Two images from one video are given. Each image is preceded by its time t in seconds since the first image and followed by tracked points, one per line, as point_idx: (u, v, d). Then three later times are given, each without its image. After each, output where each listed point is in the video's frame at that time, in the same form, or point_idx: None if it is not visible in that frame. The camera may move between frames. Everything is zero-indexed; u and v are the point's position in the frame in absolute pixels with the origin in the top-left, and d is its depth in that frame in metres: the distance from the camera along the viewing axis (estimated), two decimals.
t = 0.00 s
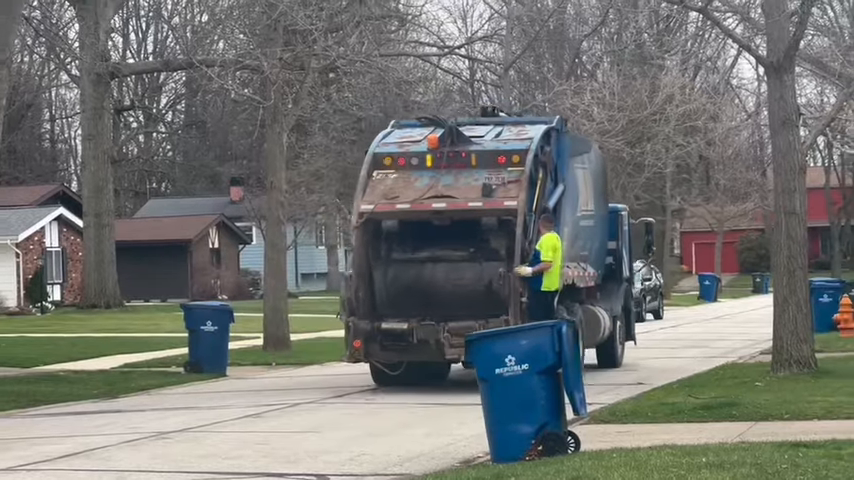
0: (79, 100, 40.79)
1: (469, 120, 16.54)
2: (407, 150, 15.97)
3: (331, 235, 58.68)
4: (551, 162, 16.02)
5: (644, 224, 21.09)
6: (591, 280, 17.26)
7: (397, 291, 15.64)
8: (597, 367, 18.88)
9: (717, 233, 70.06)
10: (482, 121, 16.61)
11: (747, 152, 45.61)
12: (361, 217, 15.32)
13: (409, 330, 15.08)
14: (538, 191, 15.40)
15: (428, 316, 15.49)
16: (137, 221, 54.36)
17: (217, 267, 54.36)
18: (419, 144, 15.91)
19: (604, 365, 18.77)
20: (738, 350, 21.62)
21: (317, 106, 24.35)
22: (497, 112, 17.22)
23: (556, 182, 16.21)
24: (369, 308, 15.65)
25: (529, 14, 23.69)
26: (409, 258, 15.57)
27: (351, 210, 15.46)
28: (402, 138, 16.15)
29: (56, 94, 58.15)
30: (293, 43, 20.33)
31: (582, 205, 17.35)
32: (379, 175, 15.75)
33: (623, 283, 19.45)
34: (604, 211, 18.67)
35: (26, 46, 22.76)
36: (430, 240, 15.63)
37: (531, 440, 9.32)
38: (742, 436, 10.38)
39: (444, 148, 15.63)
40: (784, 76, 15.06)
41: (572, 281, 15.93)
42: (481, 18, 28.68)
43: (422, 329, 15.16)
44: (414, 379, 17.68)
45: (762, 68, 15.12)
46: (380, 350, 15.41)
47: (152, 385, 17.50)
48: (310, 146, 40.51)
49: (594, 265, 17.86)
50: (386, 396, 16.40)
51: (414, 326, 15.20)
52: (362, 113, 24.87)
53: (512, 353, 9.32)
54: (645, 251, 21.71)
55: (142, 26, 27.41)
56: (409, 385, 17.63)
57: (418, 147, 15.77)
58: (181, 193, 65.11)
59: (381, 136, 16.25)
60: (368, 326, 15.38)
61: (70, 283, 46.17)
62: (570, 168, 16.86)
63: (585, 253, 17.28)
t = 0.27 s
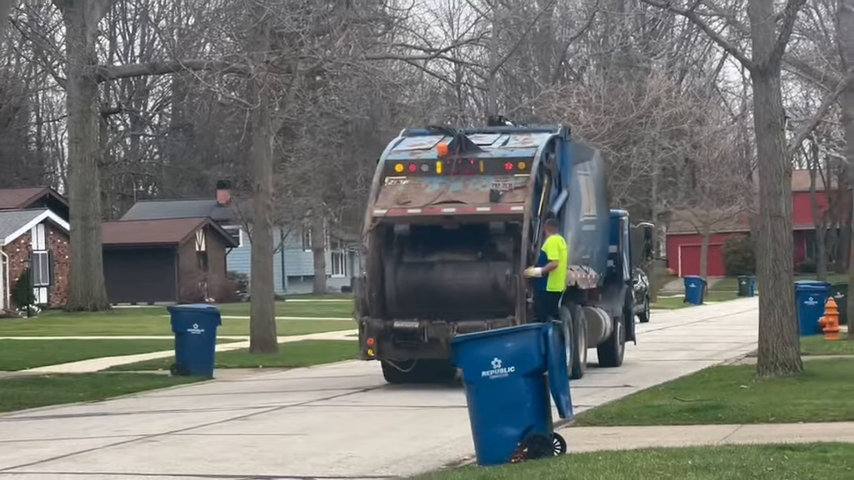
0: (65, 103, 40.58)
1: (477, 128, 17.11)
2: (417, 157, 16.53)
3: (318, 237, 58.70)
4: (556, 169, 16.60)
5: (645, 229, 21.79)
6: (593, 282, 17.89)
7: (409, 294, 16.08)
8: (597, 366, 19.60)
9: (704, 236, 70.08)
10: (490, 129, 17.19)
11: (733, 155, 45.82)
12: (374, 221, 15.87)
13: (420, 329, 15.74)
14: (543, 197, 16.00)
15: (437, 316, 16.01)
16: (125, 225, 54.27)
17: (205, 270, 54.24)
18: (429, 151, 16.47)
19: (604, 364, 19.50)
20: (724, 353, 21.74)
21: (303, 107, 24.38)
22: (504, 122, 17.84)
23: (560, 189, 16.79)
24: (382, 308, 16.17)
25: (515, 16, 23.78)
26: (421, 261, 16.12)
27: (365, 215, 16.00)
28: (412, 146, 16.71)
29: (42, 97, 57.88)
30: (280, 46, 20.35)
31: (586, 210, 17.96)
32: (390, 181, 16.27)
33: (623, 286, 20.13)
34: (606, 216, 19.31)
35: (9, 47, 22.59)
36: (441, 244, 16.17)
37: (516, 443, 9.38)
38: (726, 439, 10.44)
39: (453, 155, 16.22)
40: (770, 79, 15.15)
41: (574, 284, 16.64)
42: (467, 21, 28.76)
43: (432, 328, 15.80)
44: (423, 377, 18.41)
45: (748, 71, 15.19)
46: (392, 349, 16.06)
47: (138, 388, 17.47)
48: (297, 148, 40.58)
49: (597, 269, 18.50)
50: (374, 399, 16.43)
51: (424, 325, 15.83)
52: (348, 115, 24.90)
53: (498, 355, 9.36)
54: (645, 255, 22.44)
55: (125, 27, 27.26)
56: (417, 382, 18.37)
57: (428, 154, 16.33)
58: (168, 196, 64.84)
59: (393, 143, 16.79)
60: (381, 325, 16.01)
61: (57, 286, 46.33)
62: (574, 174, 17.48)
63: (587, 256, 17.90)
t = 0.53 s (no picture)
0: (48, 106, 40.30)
1: (482, 137, 17.77)
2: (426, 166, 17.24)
3: (304, 241, 58.63)
4: (558, 177, 17.28)
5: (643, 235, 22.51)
6: (593, 287, 18.60)
7: (417, 296, 16.81)
8: (597, 367, 20.40)
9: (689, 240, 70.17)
10: (496, 138, 17.87)
11: (719, 158, 45.93)
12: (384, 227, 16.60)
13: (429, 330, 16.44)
14: (547, 205, 16.73)
15: (445, 318, 16.75)
16: (110, 229, 54.10)
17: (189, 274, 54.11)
18: (437, 160, 17.16)
19: (604, 365, 20.31)
20: (710, 357, 21.87)
21: (287, 110, 24.34)
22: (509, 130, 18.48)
23: (562, 196, 17.47)
24: (392, 310, 16.94)
25: (499, 20, 23.76)
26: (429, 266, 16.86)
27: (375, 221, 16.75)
28: (421, 155, 17.39)
29: (26, 101, 57.59)
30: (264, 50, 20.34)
31: (586, 217, 18.66)
32: (400, 189, 16.99)
33: (621, 290, 20.86)
34: (606, 223, 20.00)
35: None
36: (448, 249, 16.91)
37: (502, 447, 9.55)
38: (711, 445, 10.50)
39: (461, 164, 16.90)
40: (755, 84, 15.16)
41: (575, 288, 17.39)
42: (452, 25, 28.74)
43: (440, 330, 16.49)
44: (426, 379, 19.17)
45: (733, 75, 15.21)
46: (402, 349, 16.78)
47: (123, 392, 17.42)
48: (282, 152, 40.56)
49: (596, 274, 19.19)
50: (361, 404, 16.47)
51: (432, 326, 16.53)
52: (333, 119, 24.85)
53: (482, 359, 9.57)
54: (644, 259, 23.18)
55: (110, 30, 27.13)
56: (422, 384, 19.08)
57: (436, 163, 17.03)
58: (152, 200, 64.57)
59: (402, 151, 17.48)
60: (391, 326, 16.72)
61: (40, 290, 46.07)
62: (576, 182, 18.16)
63: (587, 262, 18.60)
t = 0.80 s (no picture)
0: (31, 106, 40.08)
1: (486, 142, 18.41)
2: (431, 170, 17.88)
3: (287, 241, 58.61)
4: (559, 181, 18.01)
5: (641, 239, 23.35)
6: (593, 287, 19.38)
7: (423, 295, 17.46)
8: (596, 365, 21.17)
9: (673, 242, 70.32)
10: (500, 143, 18.57)
11: (702, 159, 46.13)
12: (393, 230, 17.26)
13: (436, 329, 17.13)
14: (548, 207, 17.44)
15: (451, 316, 17.42)
16: (94, 229, 53.92)
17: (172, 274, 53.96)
18: (442, 165, 17.81)
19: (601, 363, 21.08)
20: (692, 357, 22.04)
21: (270, 111, 24.30)
22: (511, 136, 19.17)
23: (563, 199, 18.21)
24: (400, 308, 17.61)
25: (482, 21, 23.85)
26: (436, 266, 17.50)
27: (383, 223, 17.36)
28: (427, 159, 18.05)
29: (9, 101, 57.32)
30: (248, 50, 20.32)
31: (586, 220, 19.45)
32: (407, 192, 17.65)
33: (619, 290, 21.69)
34: (604, 226, 20.82)
35: None
36: (453, 249, 17.53)
37: (486, 447, 9.68)
38: (694, 446, 10.59)
39: (465, 168, 17.58)
40: (738, 85, 15.25)
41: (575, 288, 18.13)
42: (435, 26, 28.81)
43: (446, 329, 17.19)
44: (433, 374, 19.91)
45: (716, 76, 15.31)
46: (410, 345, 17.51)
47: (106, 392, 17.35)
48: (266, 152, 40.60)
49: (595, 274, 19.98)
50: (346, 405, 16.51)
51: (438, 325, 17.21)
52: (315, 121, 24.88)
53: (465, 361, 9.67)
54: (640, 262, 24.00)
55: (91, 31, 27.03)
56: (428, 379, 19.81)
57: (442, 167, 17.69)
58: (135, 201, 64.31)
59: (409, 156, 18.13)
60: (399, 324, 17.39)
61: (23, 290, 45.85)
62: (575, 186, 18.95)
63: (587, 263, 19.40)
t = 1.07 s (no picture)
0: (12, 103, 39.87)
1: (486, 145, 19.28)
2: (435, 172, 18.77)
3: (269, 239, 58.61)
4: (558, 184, 18.88)
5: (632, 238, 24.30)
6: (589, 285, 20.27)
7: (426, 291, 18.36)
8: (590, 359, 22.06)
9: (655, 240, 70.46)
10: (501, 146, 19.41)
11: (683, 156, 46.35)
12: (398, 229, 18.15)
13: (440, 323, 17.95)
14: (547, 208, 18.28)
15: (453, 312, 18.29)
16: (76, 227, 53.79)
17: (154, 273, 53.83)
18: (445, 167, 18.67)
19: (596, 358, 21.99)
20: (672, 357, 22.17)
21: (249, 110, 24.26)
22: (510, 140, 20.03)
23: (561, 200, 19.08)
24: (405, 305, 18.48)
25: (463, 20, 24.00)
26: (439, 264, 18.42)
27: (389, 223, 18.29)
28: (430, 162, 18.90)
29: None
30: (230, 49, 20.31)
31: (582, 220, 20.35)
32: (412, 193, 18.52)
33: (613, 287, 22.62)
34: (599, 226, 21.74)
35: None
36: (457, 249, 18.47)
37: (467, 446, 9.80)
38: (674, 445, 10.72)
39: (467, 171, 18.44)
40: (719, 83, 15.36)
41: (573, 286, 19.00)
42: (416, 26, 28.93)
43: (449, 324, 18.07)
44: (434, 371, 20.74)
45: (698, 75, 15.41)
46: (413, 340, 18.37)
47: (88, 391, 17.33)
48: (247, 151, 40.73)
49: (591, 272, 20.87)
50: (329, 404, 16.59)
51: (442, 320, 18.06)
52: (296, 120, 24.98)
53: (447, 359, 9.80)
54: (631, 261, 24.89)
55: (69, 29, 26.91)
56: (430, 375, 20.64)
57: (445, 169, 18.56)
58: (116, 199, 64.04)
59: (413, 159, 18.99)
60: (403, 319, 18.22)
61: (5, 288, 45.66)
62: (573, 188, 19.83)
63: (584, 262, 20.28)
